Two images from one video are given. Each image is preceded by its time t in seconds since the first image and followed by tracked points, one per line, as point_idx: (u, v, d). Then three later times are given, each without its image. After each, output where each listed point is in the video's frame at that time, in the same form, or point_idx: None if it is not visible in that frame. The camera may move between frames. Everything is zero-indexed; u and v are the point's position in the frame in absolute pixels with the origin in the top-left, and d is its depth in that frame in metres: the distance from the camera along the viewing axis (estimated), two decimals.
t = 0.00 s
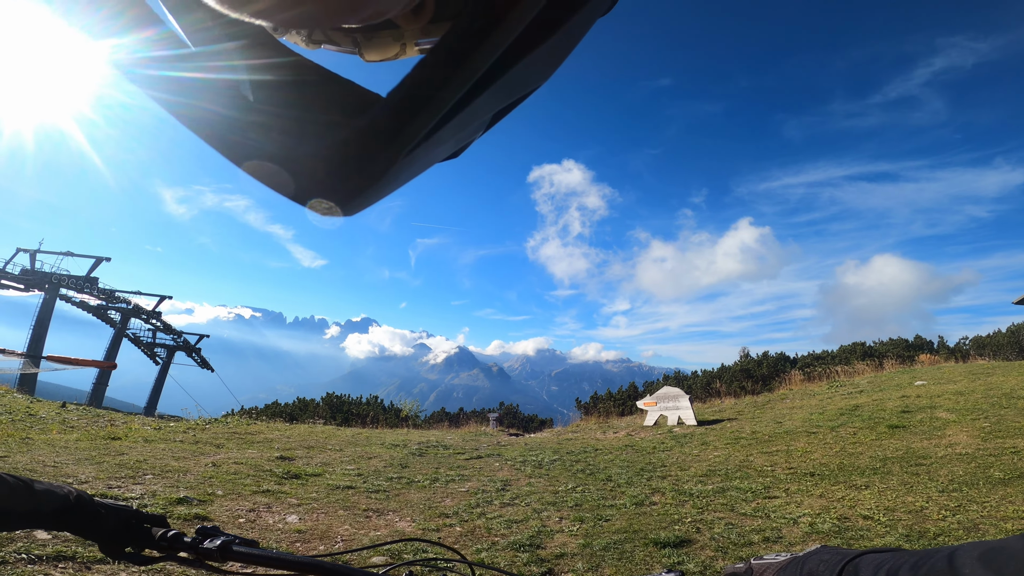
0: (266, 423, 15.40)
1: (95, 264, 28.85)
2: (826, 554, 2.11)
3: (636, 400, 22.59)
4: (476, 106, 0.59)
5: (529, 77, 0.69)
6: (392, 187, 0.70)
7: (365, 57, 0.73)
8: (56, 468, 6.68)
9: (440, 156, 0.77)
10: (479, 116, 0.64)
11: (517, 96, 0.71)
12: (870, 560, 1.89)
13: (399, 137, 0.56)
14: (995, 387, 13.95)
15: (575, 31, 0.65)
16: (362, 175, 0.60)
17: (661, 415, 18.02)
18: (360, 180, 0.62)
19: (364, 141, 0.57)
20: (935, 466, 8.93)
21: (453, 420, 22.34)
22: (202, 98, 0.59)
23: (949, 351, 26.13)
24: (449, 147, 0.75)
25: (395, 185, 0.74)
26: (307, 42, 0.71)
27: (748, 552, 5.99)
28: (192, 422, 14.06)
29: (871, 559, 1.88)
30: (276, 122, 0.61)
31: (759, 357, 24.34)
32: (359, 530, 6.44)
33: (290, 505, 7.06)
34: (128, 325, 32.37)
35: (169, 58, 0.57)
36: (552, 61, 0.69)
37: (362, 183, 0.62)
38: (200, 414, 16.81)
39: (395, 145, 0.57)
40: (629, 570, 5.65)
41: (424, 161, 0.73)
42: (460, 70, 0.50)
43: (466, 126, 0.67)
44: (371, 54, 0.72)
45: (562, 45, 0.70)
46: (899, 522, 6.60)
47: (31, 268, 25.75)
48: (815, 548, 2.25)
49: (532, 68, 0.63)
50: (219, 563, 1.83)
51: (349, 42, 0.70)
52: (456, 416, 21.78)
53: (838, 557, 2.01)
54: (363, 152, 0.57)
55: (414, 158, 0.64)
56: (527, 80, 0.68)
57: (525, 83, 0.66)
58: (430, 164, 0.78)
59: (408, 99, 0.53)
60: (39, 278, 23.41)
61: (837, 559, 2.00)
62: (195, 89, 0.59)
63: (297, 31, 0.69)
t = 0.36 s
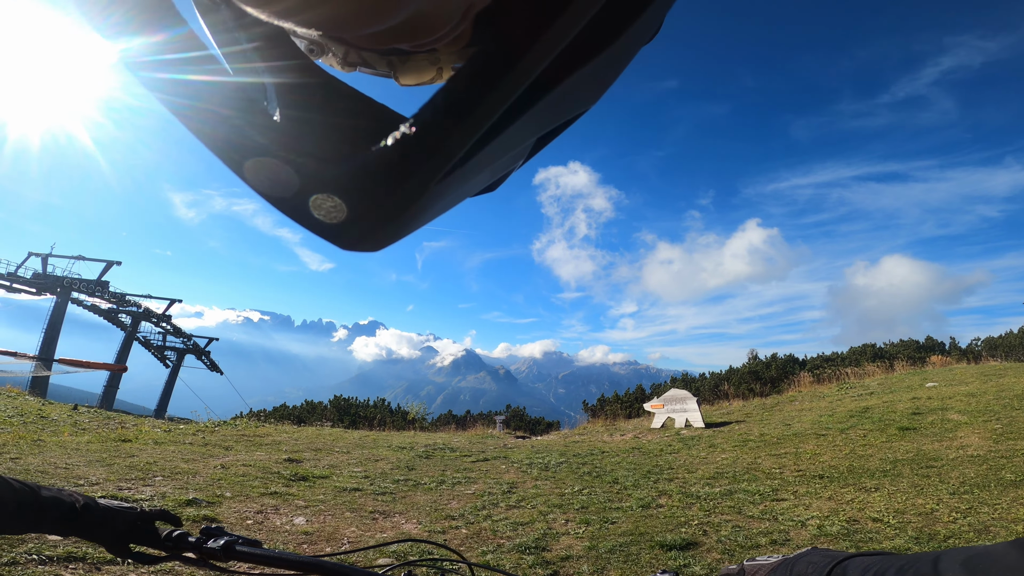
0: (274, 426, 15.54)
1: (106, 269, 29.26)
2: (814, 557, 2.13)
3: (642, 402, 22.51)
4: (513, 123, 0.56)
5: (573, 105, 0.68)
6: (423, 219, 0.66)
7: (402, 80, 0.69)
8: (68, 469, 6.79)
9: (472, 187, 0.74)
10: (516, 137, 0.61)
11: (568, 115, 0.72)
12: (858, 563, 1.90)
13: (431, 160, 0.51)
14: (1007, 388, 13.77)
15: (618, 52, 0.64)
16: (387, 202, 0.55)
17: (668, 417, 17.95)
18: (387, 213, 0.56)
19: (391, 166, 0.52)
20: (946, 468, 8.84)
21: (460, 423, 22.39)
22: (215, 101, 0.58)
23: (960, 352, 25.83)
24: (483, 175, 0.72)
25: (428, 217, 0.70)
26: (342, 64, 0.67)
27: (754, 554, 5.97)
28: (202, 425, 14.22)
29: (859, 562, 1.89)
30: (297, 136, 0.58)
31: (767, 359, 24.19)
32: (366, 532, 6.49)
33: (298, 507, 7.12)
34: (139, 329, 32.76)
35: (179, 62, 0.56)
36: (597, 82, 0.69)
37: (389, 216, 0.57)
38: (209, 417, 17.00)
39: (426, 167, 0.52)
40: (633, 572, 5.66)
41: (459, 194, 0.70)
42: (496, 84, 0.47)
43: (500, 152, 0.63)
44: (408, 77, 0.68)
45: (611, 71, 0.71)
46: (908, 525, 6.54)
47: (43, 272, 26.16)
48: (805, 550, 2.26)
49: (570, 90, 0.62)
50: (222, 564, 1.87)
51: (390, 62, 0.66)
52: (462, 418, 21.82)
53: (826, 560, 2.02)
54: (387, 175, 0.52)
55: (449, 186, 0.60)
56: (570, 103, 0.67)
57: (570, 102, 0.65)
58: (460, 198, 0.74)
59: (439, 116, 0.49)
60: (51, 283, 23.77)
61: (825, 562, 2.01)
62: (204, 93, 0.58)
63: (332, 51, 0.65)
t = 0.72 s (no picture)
0: (282, 428, 15.66)
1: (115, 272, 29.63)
2: (808, 561, 2.14)
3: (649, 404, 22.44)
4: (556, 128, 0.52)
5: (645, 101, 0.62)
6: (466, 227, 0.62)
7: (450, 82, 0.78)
8: (79, 471, 6.90)
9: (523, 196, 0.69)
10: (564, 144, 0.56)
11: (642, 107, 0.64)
12: (852, 566, 1.93)
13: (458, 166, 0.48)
14: (1019, 389, 13.61)
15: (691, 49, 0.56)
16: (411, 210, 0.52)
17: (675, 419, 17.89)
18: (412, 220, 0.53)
19: (418, 165, 0.48)
20: (955, 469, 8.75)
21: (466, 424, 22.43)
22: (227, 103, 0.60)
23: (971, 353, 25.54)
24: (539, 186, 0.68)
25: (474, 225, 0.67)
26: (395, 65, 0.78)
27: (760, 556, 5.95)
28: (210, 426, 14.36)
29: (853, 566, 1.92)
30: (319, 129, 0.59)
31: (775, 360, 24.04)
32: (373, 533, 6.54)
33: (305, 508, 7.19)
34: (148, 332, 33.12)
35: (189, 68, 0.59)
36: (675, 77, 0.61)
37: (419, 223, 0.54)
38: (217, 419, 17.16)
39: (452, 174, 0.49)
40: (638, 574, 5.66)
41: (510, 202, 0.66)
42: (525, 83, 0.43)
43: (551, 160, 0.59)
44: (458, 78, 0.76)
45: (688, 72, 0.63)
46: (917, 526, 6.50)
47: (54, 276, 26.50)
48: (798, 555, 2.26)
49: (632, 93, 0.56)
50: (232, 561, 1.92)
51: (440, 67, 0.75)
52: (468, 420, 21.85)
53: (820, 565, 2.04)
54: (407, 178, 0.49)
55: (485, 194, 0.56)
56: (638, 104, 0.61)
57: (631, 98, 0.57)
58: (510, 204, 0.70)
59: (465, 117, 0.45)
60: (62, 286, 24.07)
61: (818, 566, 2.04)
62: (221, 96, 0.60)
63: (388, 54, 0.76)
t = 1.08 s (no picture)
0: (290, 429, 15.81)
1: (125, 275, 29.96)
2: (811, 569, 2.20)
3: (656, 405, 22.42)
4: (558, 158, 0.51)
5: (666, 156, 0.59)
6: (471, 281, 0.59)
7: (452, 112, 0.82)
8: (92, 472, 7.02)
9: (544, 262, 0.66)
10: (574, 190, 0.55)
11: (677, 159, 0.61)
12: None
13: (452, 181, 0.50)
14: None
15: (709, 92, 0.56)
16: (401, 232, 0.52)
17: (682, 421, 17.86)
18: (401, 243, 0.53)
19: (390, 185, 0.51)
20: (964, 472, 8.70)
21: (472, 426, 22.52)
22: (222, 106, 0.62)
23: (982, 354, 25.29)
24: (554, 249, 0.65)
25: (482, 289, 0.63)
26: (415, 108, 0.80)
27: (766, 558, 5.97)
28: (220, 427, 14.54)
29: None
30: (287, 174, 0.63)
31: (782, 361, 23.94)
32: (381, 534, 6.62)
33: (314, 509, 7.29)
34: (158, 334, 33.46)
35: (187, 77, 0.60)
36: (700, 124, 0.59)
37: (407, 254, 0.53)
38: (227, 421, 17.34)
39: (446, 188, 0.51)
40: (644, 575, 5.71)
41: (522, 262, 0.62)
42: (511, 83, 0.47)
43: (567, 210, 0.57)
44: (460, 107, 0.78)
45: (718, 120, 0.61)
46: (925, 529, 6.48)
47: (66, 278, 26.85)
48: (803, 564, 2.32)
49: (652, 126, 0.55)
50: (259, 562, 2.01)
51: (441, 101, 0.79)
52: (474, 421, 21.92)
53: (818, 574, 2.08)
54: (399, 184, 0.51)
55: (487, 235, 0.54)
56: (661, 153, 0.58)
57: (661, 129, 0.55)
58: (532, 270, 0.66)
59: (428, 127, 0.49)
60: (73, 288, 24.37)
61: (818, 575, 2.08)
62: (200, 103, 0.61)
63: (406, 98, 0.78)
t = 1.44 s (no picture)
0: (296, 431, 15.87)
1: (133, 277, 30.20)
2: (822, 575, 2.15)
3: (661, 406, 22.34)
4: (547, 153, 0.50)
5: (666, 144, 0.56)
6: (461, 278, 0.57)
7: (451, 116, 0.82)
8: (100, 473, 7.08)
9: (542, 255, 0.64)
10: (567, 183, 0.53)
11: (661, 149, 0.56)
12: None
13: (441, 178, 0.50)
14: None
15: (713, 72, 0.52)
16: (390, 232, 0.52)
17: (687, 423, 17.78)
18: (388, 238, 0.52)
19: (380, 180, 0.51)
20: (974, 473, 8.62)
21: (477, 428, 22.52)
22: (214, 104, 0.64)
23: (991, 355, 25.07)
24: (548, 243, 0.62)
25: (481, 284, 0.60)
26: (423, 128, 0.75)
27: (773, 560, 5.94)
28: (227, 429, 14.63)
29: None
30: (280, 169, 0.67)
31: (789, 362, 23.81)
32: (386, 536, 6.64)
33: (319, 511, 7.31)
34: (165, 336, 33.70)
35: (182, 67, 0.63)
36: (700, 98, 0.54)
37: (396, 247, 0.52)
38: (233, 422, 17.42)
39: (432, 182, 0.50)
40: None
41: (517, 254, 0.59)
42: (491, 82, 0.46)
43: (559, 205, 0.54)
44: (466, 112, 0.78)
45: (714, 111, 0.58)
46: (933, 530, 6.43)
47: (74, 281, 27.10)
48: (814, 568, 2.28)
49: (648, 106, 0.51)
50: (271, 563, 2.03)
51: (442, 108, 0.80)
52: (479, 423, 21.92)
53: None
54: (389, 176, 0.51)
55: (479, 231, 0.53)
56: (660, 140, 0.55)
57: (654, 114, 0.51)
58: (532, 264, 0.65)
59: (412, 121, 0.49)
60: (80, 291, 24.57)
61: None
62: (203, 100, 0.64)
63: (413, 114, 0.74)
